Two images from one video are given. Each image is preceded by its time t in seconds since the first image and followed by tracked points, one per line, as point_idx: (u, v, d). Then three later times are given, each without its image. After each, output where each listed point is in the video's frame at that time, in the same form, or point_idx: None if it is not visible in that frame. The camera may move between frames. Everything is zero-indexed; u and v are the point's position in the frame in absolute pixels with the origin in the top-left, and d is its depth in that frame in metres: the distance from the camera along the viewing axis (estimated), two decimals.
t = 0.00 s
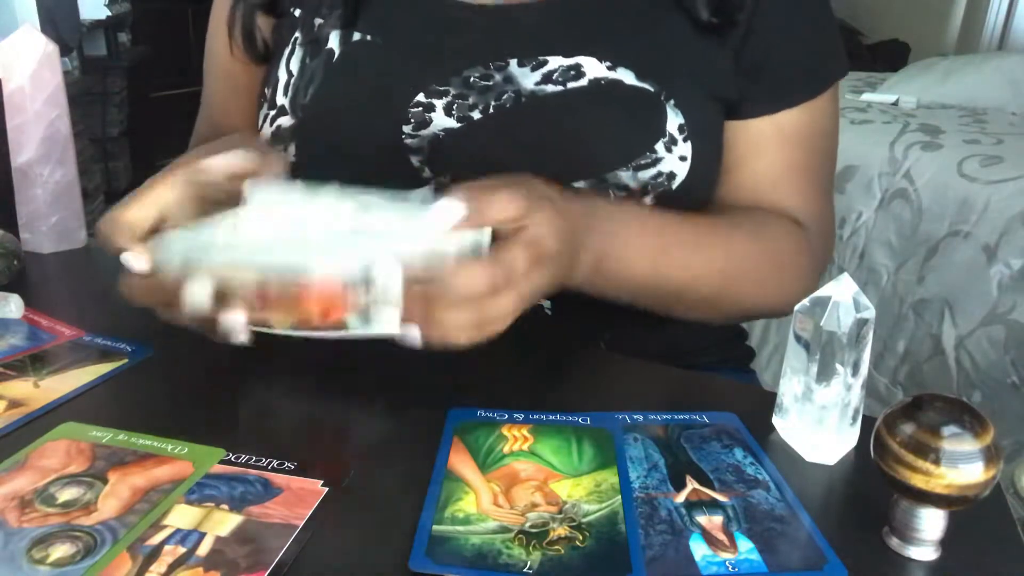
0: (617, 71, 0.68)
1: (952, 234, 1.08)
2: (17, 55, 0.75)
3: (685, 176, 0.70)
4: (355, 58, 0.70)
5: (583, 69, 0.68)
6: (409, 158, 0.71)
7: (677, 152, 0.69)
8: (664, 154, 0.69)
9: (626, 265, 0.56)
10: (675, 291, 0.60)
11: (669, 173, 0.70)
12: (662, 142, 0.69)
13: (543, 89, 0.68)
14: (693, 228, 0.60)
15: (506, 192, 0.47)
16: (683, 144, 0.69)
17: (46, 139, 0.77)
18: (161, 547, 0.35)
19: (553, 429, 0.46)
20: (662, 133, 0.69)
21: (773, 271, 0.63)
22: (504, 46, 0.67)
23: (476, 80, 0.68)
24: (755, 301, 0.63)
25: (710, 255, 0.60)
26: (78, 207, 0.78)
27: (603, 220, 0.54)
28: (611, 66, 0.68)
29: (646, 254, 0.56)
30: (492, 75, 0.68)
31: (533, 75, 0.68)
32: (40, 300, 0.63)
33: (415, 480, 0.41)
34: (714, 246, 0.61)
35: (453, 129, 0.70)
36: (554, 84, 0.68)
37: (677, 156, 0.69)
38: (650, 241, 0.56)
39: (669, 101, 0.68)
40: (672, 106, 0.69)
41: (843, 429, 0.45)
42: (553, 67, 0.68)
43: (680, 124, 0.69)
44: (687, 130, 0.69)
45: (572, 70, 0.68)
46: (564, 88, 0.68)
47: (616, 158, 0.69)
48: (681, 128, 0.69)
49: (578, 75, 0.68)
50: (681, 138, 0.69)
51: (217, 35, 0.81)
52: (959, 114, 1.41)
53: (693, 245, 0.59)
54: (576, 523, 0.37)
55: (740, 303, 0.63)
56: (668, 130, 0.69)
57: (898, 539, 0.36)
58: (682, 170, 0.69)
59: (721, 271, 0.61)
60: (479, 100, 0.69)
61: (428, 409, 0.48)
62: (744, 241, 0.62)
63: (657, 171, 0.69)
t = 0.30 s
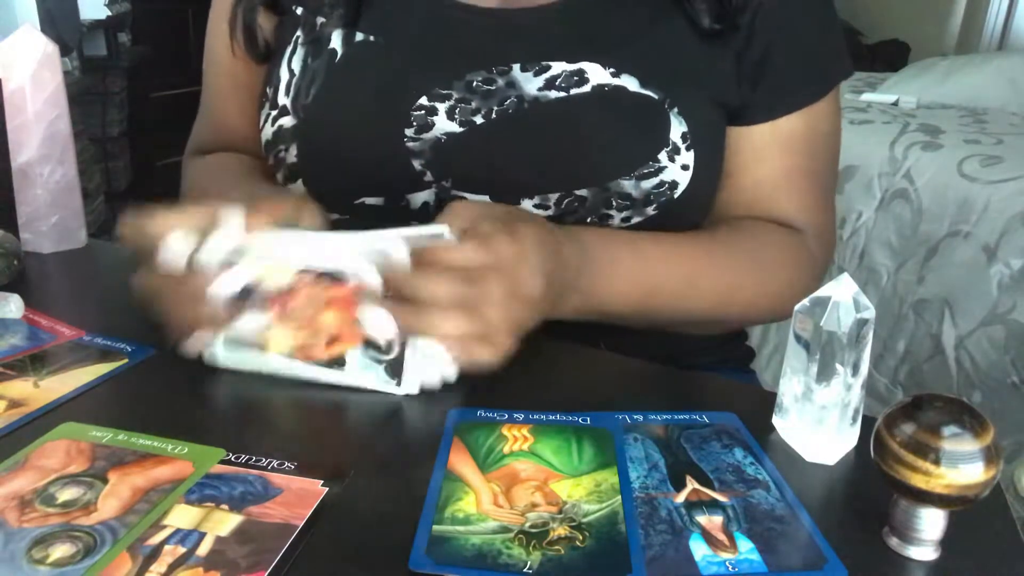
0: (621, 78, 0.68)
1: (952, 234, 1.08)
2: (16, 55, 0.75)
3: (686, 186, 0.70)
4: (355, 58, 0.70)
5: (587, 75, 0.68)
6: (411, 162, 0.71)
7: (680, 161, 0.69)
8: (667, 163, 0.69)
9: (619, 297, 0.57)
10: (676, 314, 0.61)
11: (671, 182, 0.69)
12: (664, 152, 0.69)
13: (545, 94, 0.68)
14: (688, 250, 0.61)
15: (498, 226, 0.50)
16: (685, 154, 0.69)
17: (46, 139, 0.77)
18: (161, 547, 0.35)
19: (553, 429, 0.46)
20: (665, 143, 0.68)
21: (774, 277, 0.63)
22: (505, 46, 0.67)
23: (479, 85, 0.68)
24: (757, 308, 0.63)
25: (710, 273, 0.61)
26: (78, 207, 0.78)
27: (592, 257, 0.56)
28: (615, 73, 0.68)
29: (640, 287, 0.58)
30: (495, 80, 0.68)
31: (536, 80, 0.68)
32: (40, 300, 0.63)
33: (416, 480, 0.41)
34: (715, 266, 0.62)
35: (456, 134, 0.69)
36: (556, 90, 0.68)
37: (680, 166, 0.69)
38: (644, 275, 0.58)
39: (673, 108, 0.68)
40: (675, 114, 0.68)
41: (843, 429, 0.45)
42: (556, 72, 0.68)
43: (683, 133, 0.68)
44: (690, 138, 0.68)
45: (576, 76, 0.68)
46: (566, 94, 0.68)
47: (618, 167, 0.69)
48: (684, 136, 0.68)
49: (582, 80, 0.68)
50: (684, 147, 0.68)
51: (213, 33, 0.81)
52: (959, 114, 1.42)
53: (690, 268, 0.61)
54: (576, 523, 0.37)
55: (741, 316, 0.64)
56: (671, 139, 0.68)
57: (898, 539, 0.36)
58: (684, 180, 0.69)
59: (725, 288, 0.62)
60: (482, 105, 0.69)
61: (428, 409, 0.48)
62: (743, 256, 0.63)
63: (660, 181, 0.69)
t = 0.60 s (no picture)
0: (623, 82, 0.68)
1: (953, 234, 1.08)
2: (16, 55, 0.75)
3: (690, 192, 0.70)
4: (357, 60, 0.70)
5: (589, 80, 0.68)
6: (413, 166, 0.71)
7: (683, 167, 0.69)
8: (670, 170, 0.69)
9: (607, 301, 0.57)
10: (681, 320, 0.61)
11: (674, 189, 0.70)
12: (667, 158, 0.69)
13: (547, 99, 0.68)
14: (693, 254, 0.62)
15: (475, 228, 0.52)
16: (689, 159, 0.69)
17: (46, 139, 0.77)
18: (161, 547, 0.35)
19: (553, 429, 0.46)
20: (668, 148, 0.69)
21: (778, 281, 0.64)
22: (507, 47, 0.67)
23: (481, 88, 0.68)
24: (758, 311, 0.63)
25: (718, 276, 0.62)
26: (78, 207, 0.78)
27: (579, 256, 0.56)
28: (618, 78, 0.68)
29: (642, 292, 0.58)
30: (497, 83, 0.68)
31: (538, 84, 0.68)
32: (40, 300, 0.63)
33: (417, 479, 0.41)
34: (720, 269, 0.62)
35: (457, 137, 0.70)
36: (558, 95, 0.68)
37: (683, 172, 0.69)
38: (642, 279, 0.58)
39: (675, 114, 0.68)
40: (678, 119, 0.68)
41: (843, 429, 0.45)
42: (558, 77, 0.68)
43: (686, 139, 0.68)
44: (693, 144, 0.68)
45: (577, 81, 0.68)
46: (569, 99, 0.68)
47: (622, 173, 0.69)
48: (687, 142, 0.68)
49: (584, 85, 0.68)
50: (687, 153, 0.69)
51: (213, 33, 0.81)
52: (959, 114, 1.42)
53: (699, 272, 0.61)
54: (576, 523, 0.37)
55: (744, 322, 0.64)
56: (674, 145, 0.69)
57: (898, 540, 0.36)
58: (687, 186, 0.69)
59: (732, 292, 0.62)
60: (484, 109, 0.69)
61: (429, 409, 0.48)
62: (747, 260, 0.63)
63: (662, 188, 0.69)
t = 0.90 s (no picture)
0: (625, 80, 0.68)
1: (952, 234, 1.08)
2: (16, 54, 0.75)
3: (695, 191, 0.70)
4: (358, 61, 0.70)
5: (590, 79, 0.68)
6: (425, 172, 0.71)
7: (687, 166, 0.69)
8: (675, 168, 0.69)
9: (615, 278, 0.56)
10: (694, 305, 0.60)
11: (679, 187, 0.70)
12: (671, 157, 0.69)
13: (549, 100, 0.68)
14: (700, 244, 0.60)
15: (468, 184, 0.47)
16: (693, 158, 0.69)
17: (46, 139, 0.77)
18: (161, 547, 0.35)
19: (553, 429, 0.46)
20: (671, 148, 0.69)
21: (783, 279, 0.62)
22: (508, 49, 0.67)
23: (484, 91, 0.68)
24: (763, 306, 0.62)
25: (724, 269, 0.60)
26: (78, 206, 0.78)
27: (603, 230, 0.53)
28: (619, 76, 0.68)
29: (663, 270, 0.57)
30: (500, 86, 0.68)
31: (540, 85, 0.68)
32: (39, 300, 0.63)
33: (416, 480, 0.41)
34: (735, 264, 0.61)
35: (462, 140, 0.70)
36: (561, 95, 0.68)
37: (688, 170, 0.69)
38: (651, 257, 0.56)
39: (679, 111, 0.69)
40: (681, 118, 0.69)
41: (843, 428, 0.45)
42: (560, 77, 0.68)
43: (690, 137, 0.69)
44: (696, 143, 0.69)
45: (579, 80, 0.68)
46: (571, 99, 0.68)
47: (626, 174, 0.70)
48: (690, 141, 0.69)
49: (585, 85, 0.68)
50: (691, 151, 0.69)
51: (214, 34, 0.80)
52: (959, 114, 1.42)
53: (704, 262, 0.60)
54: (576, 523, 0.37)
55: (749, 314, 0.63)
56: (678, 144, 0.69)
57: (898, 540, 0.36)
58: (692, 185, 0.70)
59: (738, 284, 0.61)
60: (487, 111, 0.69)
61: (429, 409, 0.48)
62: (752, 256, 0.62)
63: (667, 187, 0.70)
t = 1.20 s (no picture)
0: (618, 82, 0.67)
1: (952, 234, 1.08)
2: (15, 55, 0.75)
3: (685, 191, 0.69)
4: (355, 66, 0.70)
5: (585, 79, 0.67)
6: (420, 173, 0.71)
7: (678, 166, 0.69)
8: (665, 168, 0.69)
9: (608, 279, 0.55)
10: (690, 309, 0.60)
11: (669, 187, 0.69)
12: (663, 157, 0.68)
13: (543, 100, 0.67)
14: (690, 251, 0.60)
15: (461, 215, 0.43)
16: (683, 158, 0.68)
17: (46, 139, 0.77)
18: (161, 547, 0.35)
19: (553, 429, 0.46)
20: (663, 147, 0.68)
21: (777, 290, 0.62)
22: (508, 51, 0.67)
23: (476, 90, 0.67)
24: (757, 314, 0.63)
25: (721, 274, 0.60)
26: (78, 207, 0.78)
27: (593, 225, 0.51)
28: (613, 77, 0.67)
29: (652, 281, 0.57)
30: (493, 85, 0.67)
31: (534, 85, 0.67)
32: (39, 300, 0.63)
33: (416, 480, 0.41)
34: (722, 271, 0.60)
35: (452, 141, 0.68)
36: (555, 95, 0.67)
37: (678, 170, 0.69)
38: (643, 257, 0.56)
39: (670, 113, 0.68)
40: (673, 119, 0.68)
41: (843, 428, 0.45)
42: (554, 77, 0.67)
43: (681, 138, 0.68)
44: (687, 143, 0.68)
45: (573, 80, 0.67)
46: (565, 99, 0.67)
47: (617, 173, 0.69)
48: (681, 141, 0.68)
49: (580, 85, 0.67)
50: (682, 151, 0.68)
51: (206, 38, 0.79)
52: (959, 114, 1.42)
53: (701, 269, 0.59)
54: (576, 523, 0.37)
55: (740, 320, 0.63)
56: (669, 144, 0.68)
57: (898, 539, 0.36)
58: (683, 185, 0.69)
59: (733, 288, 0.61)
60: (479, 111, 0.68)
61: (429, 409, 0.48)
62: (750, 262, 0.62)
63: (658, 186, 0.69)
